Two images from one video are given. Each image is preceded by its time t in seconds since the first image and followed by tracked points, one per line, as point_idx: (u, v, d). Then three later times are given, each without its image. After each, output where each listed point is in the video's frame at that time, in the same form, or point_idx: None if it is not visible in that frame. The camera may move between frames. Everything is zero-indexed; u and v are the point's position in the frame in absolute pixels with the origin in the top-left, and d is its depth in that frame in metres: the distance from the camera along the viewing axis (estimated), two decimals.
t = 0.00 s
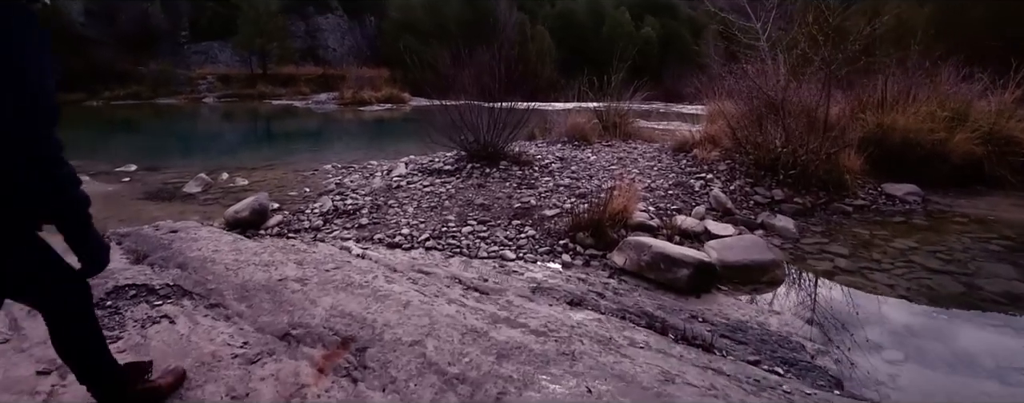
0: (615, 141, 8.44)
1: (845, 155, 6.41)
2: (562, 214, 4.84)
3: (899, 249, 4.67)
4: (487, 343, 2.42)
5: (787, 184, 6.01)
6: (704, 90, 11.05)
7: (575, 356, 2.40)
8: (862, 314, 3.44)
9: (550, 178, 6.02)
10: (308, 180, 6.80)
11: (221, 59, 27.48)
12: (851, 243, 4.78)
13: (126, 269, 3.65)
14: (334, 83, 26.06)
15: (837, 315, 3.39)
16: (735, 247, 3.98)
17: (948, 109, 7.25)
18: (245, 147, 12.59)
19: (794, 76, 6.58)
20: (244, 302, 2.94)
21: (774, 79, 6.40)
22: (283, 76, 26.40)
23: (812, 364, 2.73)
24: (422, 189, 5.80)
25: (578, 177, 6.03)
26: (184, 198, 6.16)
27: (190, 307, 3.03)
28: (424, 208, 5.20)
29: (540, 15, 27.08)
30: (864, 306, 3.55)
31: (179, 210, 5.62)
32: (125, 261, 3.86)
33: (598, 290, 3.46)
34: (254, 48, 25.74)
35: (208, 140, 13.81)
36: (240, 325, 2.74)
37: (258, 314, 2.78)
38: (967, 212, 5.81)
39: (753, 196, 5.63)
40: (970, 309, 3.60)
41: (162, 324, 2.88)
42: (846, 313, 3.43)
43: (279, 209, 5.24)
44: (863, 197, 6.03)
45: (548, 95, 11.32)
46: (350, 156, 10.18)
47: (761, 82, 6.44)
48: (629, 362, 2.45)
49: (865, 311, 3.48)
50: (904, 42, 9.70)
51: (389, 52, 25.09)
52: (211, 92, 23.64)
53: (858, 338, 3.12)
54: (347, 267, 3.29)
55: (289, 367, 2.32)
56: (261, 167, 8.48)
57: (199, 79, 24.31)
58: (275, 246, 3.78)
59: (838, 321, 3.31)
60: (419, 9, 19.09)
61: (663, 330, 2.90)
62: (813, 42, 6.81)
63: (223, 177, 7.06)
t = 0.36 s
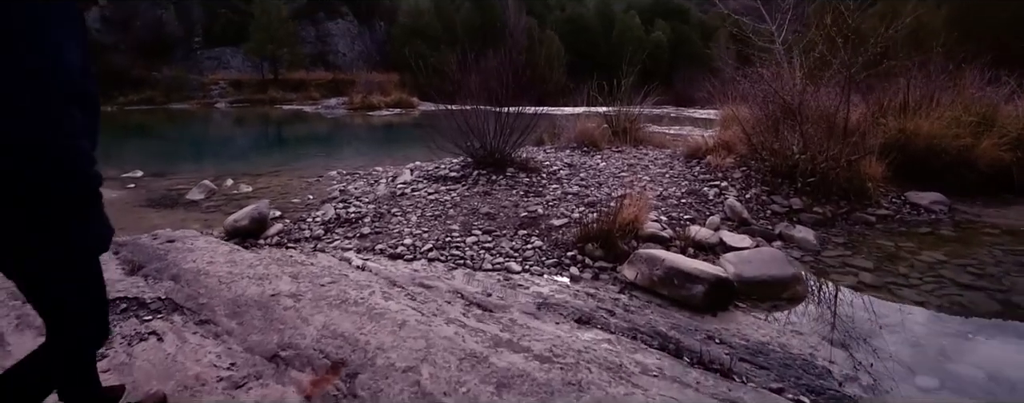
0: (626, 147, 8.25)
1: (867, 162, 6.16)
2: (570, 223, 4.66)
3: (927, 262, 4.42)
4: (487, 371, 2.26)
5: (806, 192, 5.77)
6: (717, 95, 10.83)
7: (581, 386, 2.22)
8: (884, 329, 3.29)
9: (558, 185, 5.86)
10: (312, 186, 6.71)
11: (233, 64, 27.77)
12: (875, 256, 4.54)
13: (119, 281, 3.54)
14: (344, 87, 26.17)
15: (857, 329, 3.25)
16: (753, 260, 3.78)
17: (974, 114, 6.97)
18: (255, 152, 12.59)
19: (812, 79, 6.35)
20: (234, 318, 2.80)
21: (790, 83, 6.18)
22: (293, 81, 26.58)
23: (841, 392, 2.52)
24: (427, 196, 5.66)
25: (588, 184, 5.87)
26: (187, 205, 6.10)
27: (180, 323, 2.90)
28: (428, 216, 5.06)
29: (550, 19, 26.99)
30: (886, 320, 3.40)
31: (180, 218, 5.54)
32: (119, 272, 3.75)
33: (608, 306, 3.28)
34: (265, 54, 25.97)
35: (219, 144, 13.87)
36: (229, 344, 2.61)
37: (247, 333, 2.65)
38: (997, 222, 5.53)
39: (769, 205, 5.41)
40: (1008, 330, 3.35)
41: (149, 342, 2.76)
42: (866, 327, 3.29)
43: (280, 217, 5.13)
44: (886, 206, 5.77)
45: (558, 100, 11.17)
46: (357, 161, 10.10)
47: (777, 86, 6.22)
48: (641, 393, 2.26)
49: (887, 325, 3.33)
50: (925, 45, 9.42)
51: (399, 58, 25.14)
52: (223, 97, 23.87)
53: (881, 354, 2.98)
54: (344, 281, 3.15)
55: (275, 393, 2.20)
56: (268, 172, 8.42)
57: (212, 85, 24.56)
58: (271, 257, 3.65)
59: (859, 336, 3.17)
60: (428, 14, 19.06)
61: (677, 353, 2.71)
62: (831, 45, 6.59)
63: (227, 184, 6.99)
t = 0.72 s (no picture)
0: (637, 152, 8.04)
1: (890, 169, 5.90)
2: (579, 233, 4.48)
3: (959, 277, 4.16)
4: None
5: (826, 201, 5.53)
6: (730, 98, 10.57)
7: None
8: (909, 344, 3.12)
9: (567, 193, 5.69)
10: (315, 193, 6.59)
11: (245, 70, 28.04)
12: (903, 269, 4.29)
13: (110, 294, 3.42)
14: (354, 92, 26.18)
15: (880, 344, 3.09)
16: (773, 276, 3.56)
17: (1003, 118, 6.66)
18: (263, 156, 12.57)
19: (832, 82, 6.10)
20: (223, 337, 2.65)
21: (809, 86, 5.95)
22: (304, 86, 26.72)
23: None
24: (431, 204, 5.51)
25: (597, 191, 5.69)
26: (189, 212, 6.00)
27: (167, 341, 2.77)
28: (432, 225, 4.91)
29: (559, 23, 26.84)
30: (911, 336, 3.23)
31: (181, 226, 5.44)
32: (112, 283, 3.64)
33: (619, 325, 3.08)
34: (276, 59, 26.14)
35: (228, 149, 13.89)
36: (215, 365, 2.46)
37: (235, 353, 2.51)
38: None
39: (788, 214, 5.17)
40: None
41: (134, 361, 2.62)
42: (889, 342, 3.13)
43: (281, 226, 5.01)
44: (912, 215, 5.51)
45: (568, 104, 10.99)
46: (363, 166, 10.00)
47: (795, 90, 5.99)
48: None
49: (912, 341, 3.16)
50: (947, 46, 9.10)
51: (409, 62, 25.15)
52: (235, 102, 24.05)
53: (907, 370, 2.82)
54: (340, 297, 3.00)
55: None
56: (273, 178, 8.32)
57: (224, 90, 24.82)
58: (267, 270, 3.52)
59: (883, 351, 3.01)
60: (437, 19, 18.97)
61: (695, 378, 2.52)
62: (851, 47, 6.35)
63: (231, 190, 6.90)
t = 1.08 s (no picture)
0: (646, 157, 7.84)
1: (912, 174, 5.66)
2: (586, 242, 4.30)
3: (989, 290, 3.93)
4: None
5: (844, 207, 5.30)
6: (741, 101, 10.34)
7: None
8: (930, 357, 2.99)
9: (574, 199, 5.52)
10: (317, 199, 6.47)
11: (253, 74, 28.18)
12: (928, 281, 4.06)
13: (98, 305, 3.29)
14: (360, 95, 26.17)
15: (900, 357, 2.96)
16: (792, 289, 3.36)
17: None
18: (269, 160, 12.53)
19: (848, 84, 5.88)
20: (207, 355, 2.58)
21: (823, 88, 5.74)
22: (311, 90, 26.76)
23: None
24: (433, 210, 5.35)
25: (604, 197, 5.51)
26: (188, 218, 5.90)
27: (150, 358, 2.63)
28: (433, 232, 4.75)
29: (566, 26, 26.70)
30: (932, 347, 3.09)
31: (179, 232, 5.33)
32: (102, 294, 3.52)
33: (628, 342, 2.89)
34: (284, 63, 26.21)
35: (236, 152, 13.87)
36: (195, 387, 2.37)
37: (217, 374, 2.44)
38: None
39: (805, 222, 4.96)
40: None
41: (113, 380, 2.48)
42: (908, 353, 3.01)
43: (280, 233, 4.88)
44: (936, 223, 5.26)
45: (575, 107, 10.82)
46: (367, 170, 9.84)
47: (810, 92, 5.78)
48: None
49: (933, 353, 3.02)
50: (966, 47, 8.83)
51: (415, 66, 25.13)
52: (243, 106, 24.12)
53: (927, 383, 2.70)
54: (332, 311, 2.97)
55: None
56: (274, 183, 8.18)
57: (232, 94, 24.94)
58: (260, 282, 3.38)
59: (902, 364, 2.89)
60: (444, 22, 18.89)
61: None
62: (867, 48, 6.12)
63: (232, 196, 6.79)
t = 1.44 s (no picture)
0: (653, 161, 7.63)
1: (932, 181, 5.42)
2: (590, 252, 4.10)
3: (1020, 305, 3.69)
4: None
5: (861, 214, 5.06)
6: (750, 104, 10.11)
7: None
8: (952, 373, 2.85)
9: (578, 205, 5.32)
10: (314, 204, 6.32)
11: (258, 77, 28.23)
12: (954, 296, 3.82)
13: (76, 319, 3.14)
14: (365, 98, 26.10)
15: (920, 372, 2.83)
16: (811, 305, 3.15)
17: None
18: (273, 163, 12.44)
19: (864, 87, 5.68)
20: (181, 378, 2.41)
21: (838, 92, 5.59)
22: (316, 93, 26.74)
23: None
24: (432, 217, 5.17)
25: (610, 204, 5.31)
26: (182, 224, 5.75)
27: (122, 379, 2.47)
28: (432, 240, 4.57)
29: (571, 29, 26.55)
30: (954, 362, 2.95)
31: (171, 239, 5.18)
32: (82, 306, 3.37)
33: (636, 364, 2.69)
34: (289, 66, 26.21)
35: (241, 155, 13.82)
36: None
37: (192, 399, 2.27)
38: None
39: (820, 231, 4.74)
40: None
41: None
42: (929, 369, 2.87)
43: (273, 241, 4.72)
44: (958, 233, 5.02)
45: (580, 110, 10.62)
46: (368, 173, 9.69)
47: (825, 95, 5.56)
48: None
49: (955, 369, 2.88)
50: (984, 48, 8.56)
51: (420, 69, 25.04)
52: (249, 109, 24.12)
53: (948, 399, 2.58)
54: (318, 329, 2.87)
55: None
56: (273, 188, 8.03)
57: (237, 97, 24.98)
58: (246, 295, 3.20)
59: (922, 379, 2.76)
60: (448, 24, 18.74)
61: None
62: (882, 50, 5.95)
63: (229, 201, 6.65)
